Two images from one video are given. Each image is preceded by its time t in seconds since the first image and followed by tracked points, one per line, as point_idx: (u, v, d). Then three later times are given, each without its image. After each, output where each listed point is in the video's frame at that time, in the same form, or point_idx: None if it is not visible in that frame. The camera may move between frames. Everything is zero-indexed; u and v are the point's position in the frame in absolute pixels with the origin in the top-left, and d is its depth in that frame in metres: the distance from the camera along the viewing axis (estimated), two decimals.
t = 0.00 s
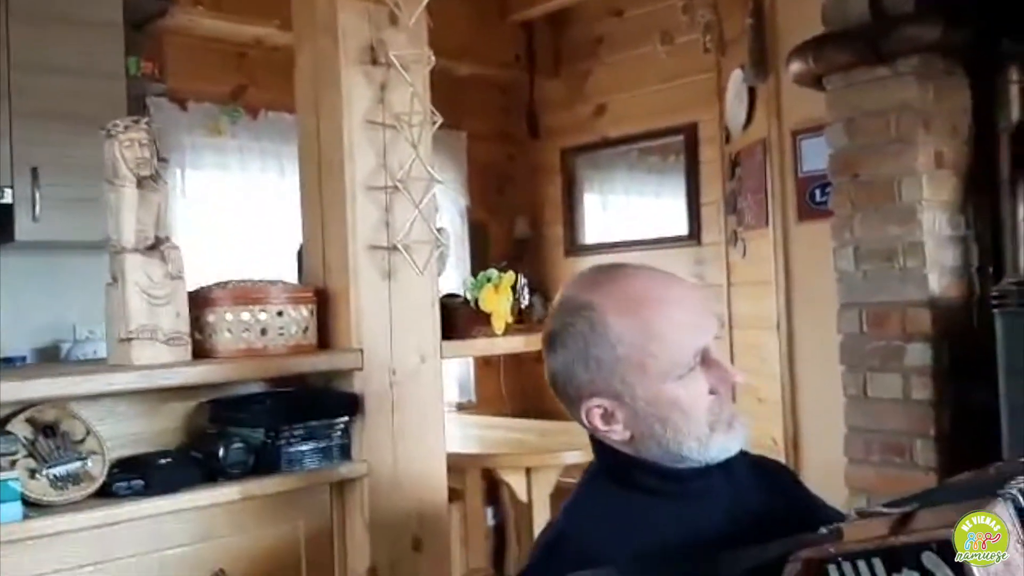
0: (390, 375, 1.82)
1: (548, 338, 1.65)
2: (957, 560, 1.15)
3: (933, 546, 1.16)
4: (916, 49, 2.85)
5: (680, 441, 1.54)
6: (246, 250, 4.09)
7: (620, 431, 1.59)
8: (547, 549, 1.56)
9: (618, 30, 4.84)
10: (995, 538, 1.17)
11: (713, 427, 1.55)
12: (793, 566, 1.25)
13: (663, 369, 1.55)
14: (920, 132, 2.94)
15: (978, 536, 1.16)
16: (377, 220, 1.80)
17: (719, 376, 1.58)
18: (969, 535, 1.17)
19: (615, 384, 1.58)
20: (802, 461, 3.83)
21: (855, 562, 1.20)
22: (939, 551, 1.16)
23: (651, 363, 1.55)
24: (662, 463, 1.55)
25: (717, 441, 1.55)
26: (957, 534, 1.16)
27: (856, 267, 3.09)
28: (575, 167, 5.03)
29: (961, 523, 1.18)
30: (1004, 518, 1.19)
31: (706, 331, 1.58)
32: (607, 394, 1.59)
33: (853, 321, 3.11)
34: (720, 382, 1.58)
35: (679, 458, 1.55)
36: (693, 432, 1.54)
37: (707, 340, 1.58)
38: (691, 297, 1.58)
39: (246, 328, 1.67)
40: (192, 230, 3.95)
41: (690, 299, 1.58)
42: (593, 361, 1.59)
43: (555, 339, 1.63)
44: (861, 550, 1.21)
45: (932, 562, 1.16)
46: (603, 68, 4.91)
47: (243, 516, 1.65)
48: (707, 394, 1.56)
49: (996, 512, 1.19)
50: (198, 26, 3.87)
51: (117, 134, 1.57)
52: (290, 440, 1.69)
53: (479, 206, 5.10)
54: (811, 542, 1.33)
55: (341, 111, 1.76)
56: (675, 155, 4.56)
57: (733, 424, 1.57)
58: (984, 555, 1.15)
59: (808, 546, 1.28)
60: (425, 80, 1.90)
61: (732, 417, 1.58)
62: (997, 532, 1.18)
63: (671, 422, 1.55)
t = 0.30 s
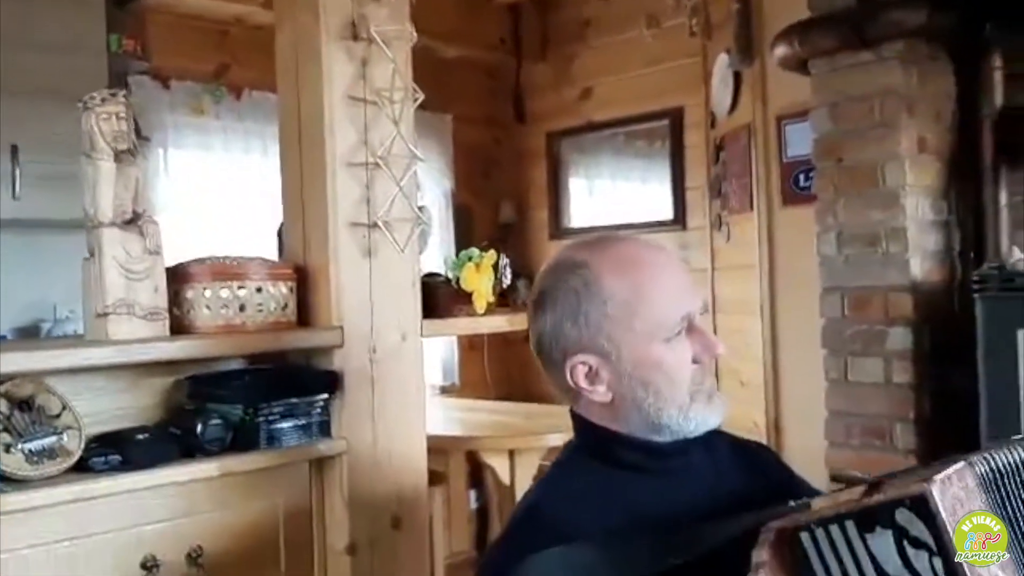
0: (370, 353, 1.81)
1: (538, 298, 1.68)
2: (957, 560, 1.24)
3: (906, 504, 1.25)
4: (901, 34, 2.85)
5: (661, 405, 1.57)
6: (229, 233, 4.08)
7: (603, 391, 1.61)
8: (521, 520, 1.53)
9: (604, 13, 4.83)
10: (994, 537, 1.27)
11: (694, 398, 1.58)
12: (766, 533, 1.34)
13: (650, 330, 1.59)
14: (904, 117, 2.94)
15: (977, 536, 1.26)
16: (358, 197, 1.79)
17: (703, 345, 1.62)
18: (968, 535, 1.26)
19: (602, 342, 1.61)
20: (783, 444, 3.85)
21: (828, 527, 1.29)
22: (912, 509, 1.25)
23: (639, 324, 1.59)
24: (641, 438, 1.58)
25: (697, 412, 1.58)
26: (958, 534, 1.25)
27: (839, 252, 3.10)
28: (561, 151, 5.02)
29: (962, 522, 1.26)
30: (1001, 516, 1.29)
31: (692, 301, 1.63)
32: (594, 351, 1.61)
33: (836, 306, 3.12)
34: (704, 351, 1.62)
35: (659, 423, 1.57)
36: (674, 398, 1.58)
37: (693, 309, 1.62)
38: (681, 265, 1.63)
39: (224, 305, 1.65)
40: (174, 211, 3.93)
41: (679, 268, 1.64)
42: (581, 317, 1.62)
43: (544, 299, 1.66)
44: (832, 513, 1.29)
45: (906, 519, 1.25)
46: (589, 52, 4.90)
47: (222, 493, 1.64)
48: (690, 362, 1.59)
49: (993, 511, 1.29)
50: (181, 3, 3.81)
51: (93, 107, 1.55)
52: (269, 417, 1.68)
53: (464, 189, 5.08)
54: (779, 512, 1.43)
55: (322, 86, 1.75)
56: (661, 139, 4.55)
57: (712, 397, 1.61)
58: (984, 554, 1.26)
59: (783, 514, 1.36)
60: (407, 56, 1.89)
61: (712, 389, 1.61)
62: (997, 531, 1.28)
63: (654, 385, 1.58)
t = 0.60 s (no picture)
0: (352, 333, 1.81)
1: (554, 257, 1.69)
2: (958, 558, 1.24)
3: (878, 466, 1.25)
4: (887, 21, 2.86)
5: (658, 377, 1.58)
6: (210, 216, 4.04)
7: (605, 351, 1.61)
8: (506, 490, 1.53)
9: None
10: (995, 537, 1.29)
11: (689, 378, 1.60)
12: (742, 510, 1.31)
13: (664, 300, 1.60)
14: (890, 104, 2.94)
15: (977, 535, 1.27)
16: (340, 175, 1.78)
17: (707, 330, 1.63)
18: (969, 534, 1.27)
19: (615, 301, 1.61)
20: (765, 430, 3.87)
21: (803, 495, 1.27)
22: (884, 469, 1.25)
23: (654, 291, 1.60)
24: (634, 411, 1.57)
25: (690, 392, 1.59)
26: (958, 534, 1.25)
27: (823, 239, 3.10)
28: (548, 136, 5.01)
29: (962, 523, 1.27)
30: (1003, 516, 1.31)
31: (706, 286, 1.65)
32: (605, 310, 1.62)
33: (819, 293, 3.12)
34: (707, 337, 1.63)
35: (653, 395, 1.58)
36: (673, 373, 1.59)
37: (705, 293, 1.64)
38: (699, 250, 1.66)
39: (204, 281, 1.65)
40: (158, 190, 3.89)
41: (699, 253, 1.66)
42: (599, 274, 1.62)
43: (562, 259, 1.67)
44: (807, 482, 1.27)
45: (879, 481, 1.25)
46: (578, 36, 4.90)
47: (201, 470, 1.63)
48: (692, 343, 1.60)
49: (993, 510, 1.30)
50: None
51: (73, 80, 1.54)
52: (249, 394, 1.67)
53: (450, 172, 5.06)
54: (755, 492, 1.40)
55: (304, 61, 1.74)
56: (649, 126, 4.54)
57: (705, 380, 1.62)
58: (984, 553, 1.27)
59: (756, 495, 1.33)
60: (391, 34, 1.88)
61: (707, 374, 1.63)
62: (996, 531, 1.29)
63: (655, 356, 1.59)
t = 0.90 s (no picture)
0: (333, 312, 1.80)
1: (541, 230, 1.72)
2: (959, 559, 1.25)
3: (843, 430, 1.26)
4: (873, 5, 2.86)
5: (633, 346, 1.60)
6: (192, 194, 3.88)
7: (584, 315, 1.62)
8: (481, 459, 1.54)
9: None
10: (995, 537, 1.30)
11: (662, 352, 1.62)
12: (713, 478, 1.29)
13: (646, 270, 1.61)
14: (874, 89, 2.94)
15: (978, 536, 1.28)
16: (321, 153, 1.77)
17: (684, 309, 1.65)
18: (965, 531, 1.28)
19: (599, 267, 1.62)
20: (747, 413, 3.90)
21: (773, 463, 1.25)
22: (849, 431, 1.26)
23: (638, 261, 1.61)
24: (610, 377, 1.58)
25: (662, 365, 1.62)
26: (958, 533, 1.27)
27: (807, 223, 3.10)
28: (534, 119, 4.99)
29: (962, 523, 1.28)
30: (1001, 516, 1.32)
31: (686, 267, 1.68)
32: (588, 275, 1.62)
33: (803, 277, 3.12)
34: (682, 316, 1.65)
35: (628, 362, 1.60)
36: (647, 344, 1.61)
37: (685, 274, 1.67)
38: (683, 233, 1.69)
39: (184, 259, 1.64)
40: (141, 172, 3.86)
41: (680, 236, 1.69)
42: (585, 241, 1.64)
43: (550, 229, 1.69)
44: (776, 448, 1.26)
45: (845, 443, 1.26)
46: (564, 19, 4.88)
47: (180, 447, 1.63)
48: (668, 317, 1.62)
49: (994, 512, 1.32)
50: None
51: (50, 54, 1.52)
52: (228, 373, 1.67)
53: (436, 155, 5.04)
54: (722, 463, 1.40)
55: (285, 38, 1.72)
56: (636, 111, 4.52)
57: (675, 356, 1.65)
58: (984, 553, 1.28)
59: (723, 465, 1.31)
60: (373, 11, 1.87)
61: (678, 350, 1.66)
62: (996, 532, 1.30)
63: (633, 325, 1.60)
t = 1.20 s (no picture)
0: (312, 294, 1.80)
1: (513, 213, 1.73)
2: (961, 559, 1.28)
3: (819, 389, 1.27)
4: None
5: (607, 322, 1.62)
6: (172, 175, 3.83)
7: (557, 293, 1.63)
8: (461, 435, 1.53)
9: None
10: (994, 537, 1.35)
11: (635, 328, 1.64)
12: (691, 440, 1.29)
13: (617, 248, 1.63)
14: (857, 76, 2.95)
15: (977, 535, 1.32)
16: (301, 134, 1.77)
17: (657, 286, 1.66)
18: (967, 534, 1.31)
19: (571, 246, 1.64)
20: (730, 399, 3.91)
21: (751, 424, 1.26)
22: (825, 391, 1.27)
23: (609, 239, 1.63)
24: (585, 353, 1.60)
25: (636, 341, 1.64)
26: (959, 534, 1.30)
27: (789, 210, 3.11)
28: (520, 105, 4.98)
29: (963, 523, 1.32)
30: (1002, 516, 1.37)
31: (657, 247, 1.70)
32: (561, 254, 1.64)
33: (785, 264, 3.13)
34: (656, 292, 1.67)
35: (602, 339, 1.62)
36: (621, 321, 1.62)
37: (656, 252, 1.68)
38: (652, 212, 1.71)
39: (162, 240, 1.63)
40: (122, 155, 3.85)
41: (651, 219, 1.71)
42: (557, 221, 1.65)
43: (521, 210, 1.71)
44: (753, 411, 1.27)
45: (821, 403, 1.26)
46: (550, 4, 4.86)
47: (158, 427, 1.62)
48: (641, 293, 1.63)
49: (993, 511, 1.36)
50: None
51: (27, 31, 1.51)
52: (206, 354, 1.66)
53: (419, 139, 5.03)
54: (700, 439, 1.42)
55: (264, 17, 1.71)
56: (622, 97, 4.51)
57: (648, 333, 1.66)
58: (984, 554, 1.33)
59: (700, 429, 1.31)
60: None
61: (651, 328, 1.67)
62: (994, 531, 1.35)
63: (606, 302, 1.62)
